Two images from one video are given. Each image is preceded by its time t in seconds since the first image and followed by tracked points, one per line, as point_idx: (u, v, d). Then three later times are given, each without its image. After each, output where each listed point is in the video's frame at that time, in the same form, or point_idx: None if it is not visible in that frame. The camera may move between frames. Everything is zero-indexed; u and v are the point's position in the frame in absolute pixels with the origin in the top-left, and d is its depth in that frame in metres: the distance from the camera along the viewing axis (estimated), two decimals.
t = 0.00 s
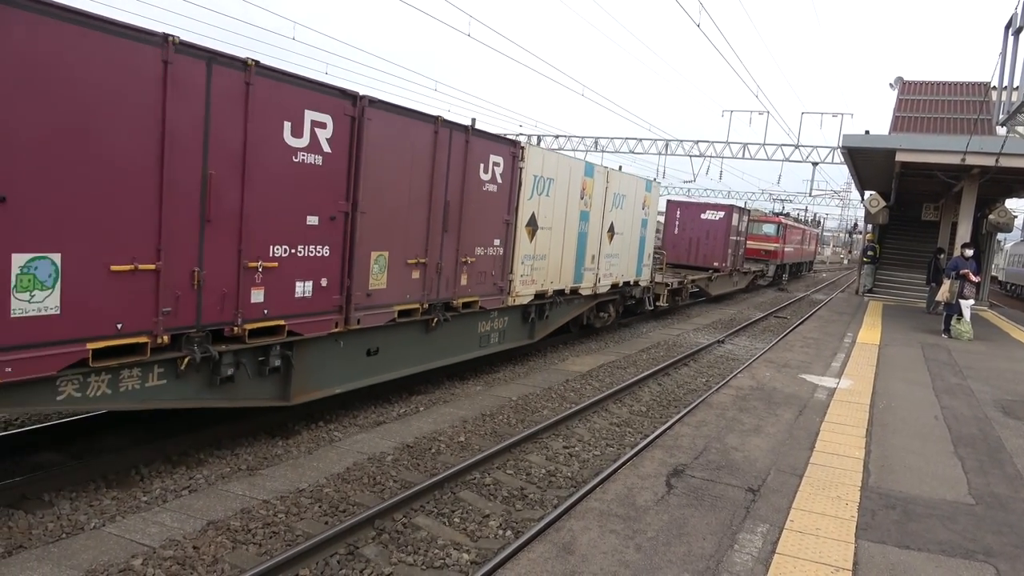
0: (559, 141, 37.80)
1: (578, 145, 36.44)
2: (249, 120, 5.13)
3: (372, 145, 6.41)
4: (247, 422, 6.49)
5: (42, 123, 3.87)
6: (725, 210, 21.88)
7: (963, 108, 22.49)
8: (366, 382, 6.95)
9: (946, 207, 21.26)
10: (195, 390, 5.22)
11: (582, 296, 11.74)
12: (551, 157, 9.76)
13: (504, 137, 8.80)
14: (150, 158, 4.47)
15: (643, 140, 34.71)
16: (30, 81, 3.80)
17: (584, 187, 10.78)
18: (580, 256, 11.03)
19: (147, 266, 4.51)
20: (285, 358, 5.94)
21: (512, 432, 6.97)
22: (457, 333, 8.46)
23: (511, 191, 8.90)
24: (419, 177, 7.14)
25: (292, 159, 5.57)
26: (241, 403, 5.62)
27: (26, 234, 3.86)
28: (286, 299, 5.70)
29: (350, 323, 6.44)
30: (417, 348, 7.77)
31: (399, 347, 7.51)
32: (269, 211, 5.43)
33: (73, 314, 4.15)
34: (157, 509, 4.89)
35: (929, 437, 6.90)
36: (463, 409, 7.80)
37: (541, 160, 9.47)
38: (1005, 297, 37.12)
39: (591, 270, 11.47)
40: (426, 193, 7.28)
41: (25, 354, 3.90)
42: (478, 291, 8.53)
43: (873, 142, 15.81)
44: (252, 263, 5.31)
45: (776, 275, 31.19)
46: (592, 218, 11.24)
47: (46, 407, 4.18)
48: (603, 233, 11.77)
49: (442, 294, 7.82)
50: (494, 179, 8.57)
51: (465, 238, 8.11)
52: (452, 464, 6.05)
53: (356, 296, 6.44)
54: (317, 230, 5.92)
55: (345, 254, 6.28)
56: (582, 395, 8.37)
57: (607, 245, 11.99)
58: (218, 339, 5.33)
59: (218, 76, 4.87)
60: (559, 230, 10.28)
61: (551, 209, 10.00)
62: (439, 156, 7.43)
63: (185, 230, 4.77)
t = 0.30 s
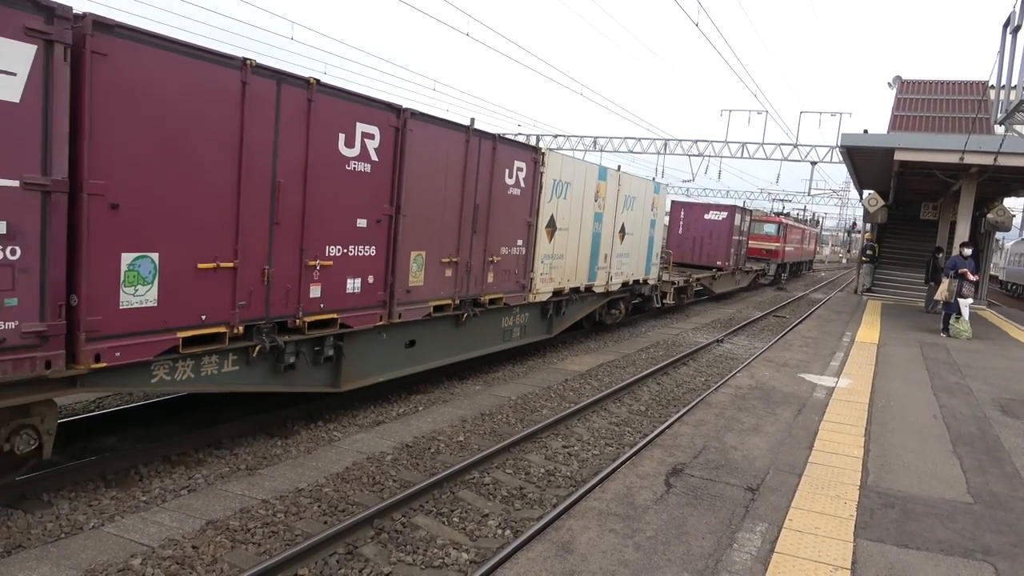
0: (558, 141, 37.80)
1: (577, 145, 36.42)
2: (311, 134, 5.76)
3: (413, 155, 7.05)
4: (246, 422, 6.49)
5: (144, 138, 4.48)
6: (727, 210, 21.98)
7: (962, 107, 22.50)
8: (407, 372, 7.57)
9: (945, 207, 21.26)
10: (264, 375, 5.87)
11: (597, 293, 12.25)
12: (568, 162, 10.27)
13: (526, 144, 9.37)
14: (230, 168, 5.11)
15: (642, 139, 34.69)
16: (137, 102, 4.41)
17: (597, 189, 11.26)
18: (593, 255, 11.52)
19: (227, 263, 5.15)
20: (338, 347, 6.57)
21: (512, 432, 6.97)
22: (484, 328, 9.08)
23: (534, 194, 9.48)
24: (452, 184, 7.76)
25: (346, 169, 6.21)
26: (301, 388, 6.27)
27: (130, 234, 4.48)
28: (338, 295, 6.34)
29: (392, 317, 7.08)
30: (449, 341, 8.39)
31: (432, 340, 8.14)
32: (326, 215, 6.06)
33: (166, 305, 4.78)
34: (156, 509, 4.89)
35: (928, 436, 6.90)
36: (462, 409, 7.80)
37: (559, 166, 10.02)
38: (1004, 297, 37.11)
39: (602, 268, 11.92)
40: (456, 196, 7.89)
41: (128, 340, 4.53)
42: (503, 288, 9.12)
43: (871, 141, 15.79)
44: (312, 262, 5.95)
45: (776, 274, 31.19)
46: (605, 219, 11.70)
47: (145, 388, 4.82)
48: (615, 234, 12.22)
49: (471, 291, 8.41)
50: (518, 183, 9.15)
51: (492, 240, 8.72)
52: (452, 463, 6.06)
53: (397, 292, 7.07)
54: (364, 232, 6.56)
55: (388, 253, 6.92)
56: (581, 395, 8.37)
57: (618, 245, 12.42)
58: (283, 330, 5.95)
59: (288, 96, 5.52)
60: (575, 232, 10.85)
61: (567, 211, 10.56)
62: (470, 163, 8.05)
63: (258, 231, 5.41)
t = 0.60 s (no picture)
0: (556, 141, 37.76)
1: (576, 145, 36.41)
2: (362, 144, 6.33)
3: (448, 162, 7.62)
4: (245, 423, 6.49)
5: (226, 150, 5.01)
6: (727, 213, 21.95)
7: (959, 107, 22.55)
8: (441, 363, 8.14)
9: (942, 206, 21.29)
10: (318, 363, 6.41)
11: (609, 292, 12.73)
12: (581, 166, 10.75)
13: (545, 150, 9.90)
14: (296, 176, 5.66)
15: (640, 140, 34.69)
16: (221, 119, 4.95)
17: (610, 192, 11.77)
18: (605, 255, 11.95)
19: (292, 263, 5.70)
20: (381, 339, 7.12)
21: (509, 432, 6.97)
22: (508, 323, 9.63)
23: (552, 198, 10.01)
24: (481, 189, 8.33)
25: (391, 176, 6.78)
26: (349, 376, 6.80)
27: (213, 236, 5.02)
28: (382, 292, 6.89)
29: (428, 312, 7.64)
30: (477, 335, 8.95)
31: (461, 334, 8.70)
32: (374, 218, 6.63)
33: (241, 300, 5.33)
34: (154, 510, 4.88)
35: (925, 435, 6.91)
36: (460, 409, 7.79)
37: (575, 170, 10.56)
38: (1002, 297, 37.18)
39: (614, 267, 12.32)
40: (484, 200, 8.44)
41: (211, 330, 5.08)
42: (524, 286, 9.66)
43: (869, 141, 15.80)
44: (361, 262, 6.50)
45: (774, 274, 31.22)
46: (616, 220, 12.14)
47: (221, 372, 5.38)
48: (625, 235, 12.66)
49: (496, 288, 8.96)
50: (539, 187, 9.69)
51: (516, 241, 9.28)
52: (450, 464, 6.06)
53: (432, 289, 7.62)
54: (405, 233, 7.11)
55: (425, 253, 7.48)
56: (579, 395, 8.38)
57: (628, 246, 12.85)
58: (336, 324, 6.51)
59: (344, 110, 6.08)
60: (589, 233, 11.34)
61: (582, 213, 11.05)
62: (496, 169, 8.60)
63: (317, 233, 5.96)
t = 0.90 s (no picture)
0: (556, 142, 37.81)
1: (576, 146, 36.42)
2: (406, 155, 6.95)
3: (481, 171, 8.23)
4: (246, 424, 6.50)
5: (297, 162, 5.63)
6: (734, 215, 21.92)
7: (959, 108, 22.58)
8: (473, 356, 8.74)
9: (942, 207, 21.30)
10: (366, 355, 7.04)
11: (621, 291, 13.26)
12: (597, 172, 11.25)
13: (565, 158, 10.46)
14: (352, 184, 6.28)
15: (640, 140, 34.71)
16: (292, 136, 5.57)
17: (623, 195, 12.27)
18: (619, 256, 12.41)
19: (348, 263, 6.31)
20: (421, 334, 7.74)
21: (510, 433, 6.98)
22: (531, 321, 10.19)
23: (572, 203, 10.57)
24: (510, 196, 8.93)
25: (432, 184, 7.40)
26: (392, 367, 7.42)
27: (286, 240, 5.63)
28: (423, 290, 7.49)
29: (462, 309, 8.23)
30: (503, 331, 9.55)
31: (488, 330, 9.29)
32: (418, 222, 7.24)
33: (306, 296, 5.92)
34: (156, 512, 4.88)
35: (926, 437, 6.91)
36: (461, 410, 7.80)
37: (592, 176, 11.06)
38: (1004, 298, 37.28)
39: (627, 268, 12.78)
40: (511, 205, 9.01)
41: (281, 322, 5.69)
42: (547, 285, 10.21)
43: (869, 142, 15.81)
44: (406, 262, 7.11)
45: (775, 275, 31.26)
46: (629, 223, 12.63)
47: (289, 361, 6.02)
48: (636, 237, 13.12)
49: (523, 288, 9.55)
50: (560, 193, 10.25)
51: (540, 245, 9.86)
52: (451, 465, 6.06)
53: (466, 288, 8.20)
54: (443, 237, 7.72)
55: (460, 255, 8.08)
56: (580, 396, 8.39)
57: (640, 247, 13.33)
58: (383, 319, 7.13)
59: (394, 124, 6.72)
60: (605, 235, 11.85)
61: (598, 217, 11.53)
62: (522, 176, 9.17)
63: (369, 236, 6.56)
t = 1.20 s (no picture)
0: (558, 143, 37.88)
1: (579, 147, 36.50)
2: (449, 164, 7.52)
3: (513, 178, 8.82)
4: (249, 425, 6.51)
5: (357, 172, 6.21)
6: (739, 215, 22.03)
7: (963, 108, 22.54)
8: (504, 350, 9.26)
9: (946, 207, 21.25)
10: (412, 348, 7.59)
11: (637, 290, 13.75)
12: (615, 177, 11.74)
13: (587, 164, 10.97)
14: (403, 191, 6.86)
15: (642, 141, 34.73)
16: (353, 148, 6.13)
17: (638, 199, 12.70)
18: (634, 257, 12.87)
19: (399, 263, 6.89)
20: (459, 329, 8.28)
21: (513, 434, 6.98)
22: (556, 318, 10.71)
23: (593, 206, 11.08)
24: (539, 201, 9.49)
25: (470, 191, 7.98)
26: (434, 360, 7.97)
27: (348, 242, 6.21)
28: (461, 289, 8.06)
29: (496, 306, 8.79)
30: (531, 327, 10.06)
31: (518, 326, 9.80)
32: (458, 226, 7.83)
33: (363, 293, 6.48)
34: (160, 513, 4.89)
35: (930, 437, 6.90)
36: (464, 411, 7.80)
37: (611, 180, 11.55)
38: (1008, 298, 37.18)
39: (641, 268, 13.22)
40: (539, 209, 9.54)
41: (342, 317, 6.26)
42: (570, 284, 10.72)
43: (871, 142, 15.79)
44: (448, 262, 7.68)
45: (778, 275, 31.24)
46: (644, 226, 13.10)
47: (346, 352, 6.56)
48: (650, 238, 13.57)
49: (549, 286, 10.10)
50: (582, 197, 10.77)
51: (564, 245, 10.41)
52: (454, 467, 6.06)
53: (498, 287, 8.75)
54: (478, 239, 8.28)
55: (493, 256, 8.63)
56: (583, 397, 8.39)
57: (653, 249, 13.75)
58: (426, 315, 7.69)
59: (439, 136, 7.30)
60: (622, 237, 12.32)
61: (615, 219, 12.00)
62: (549, 182, 9.70)
63: (416, 238, 7.14)
